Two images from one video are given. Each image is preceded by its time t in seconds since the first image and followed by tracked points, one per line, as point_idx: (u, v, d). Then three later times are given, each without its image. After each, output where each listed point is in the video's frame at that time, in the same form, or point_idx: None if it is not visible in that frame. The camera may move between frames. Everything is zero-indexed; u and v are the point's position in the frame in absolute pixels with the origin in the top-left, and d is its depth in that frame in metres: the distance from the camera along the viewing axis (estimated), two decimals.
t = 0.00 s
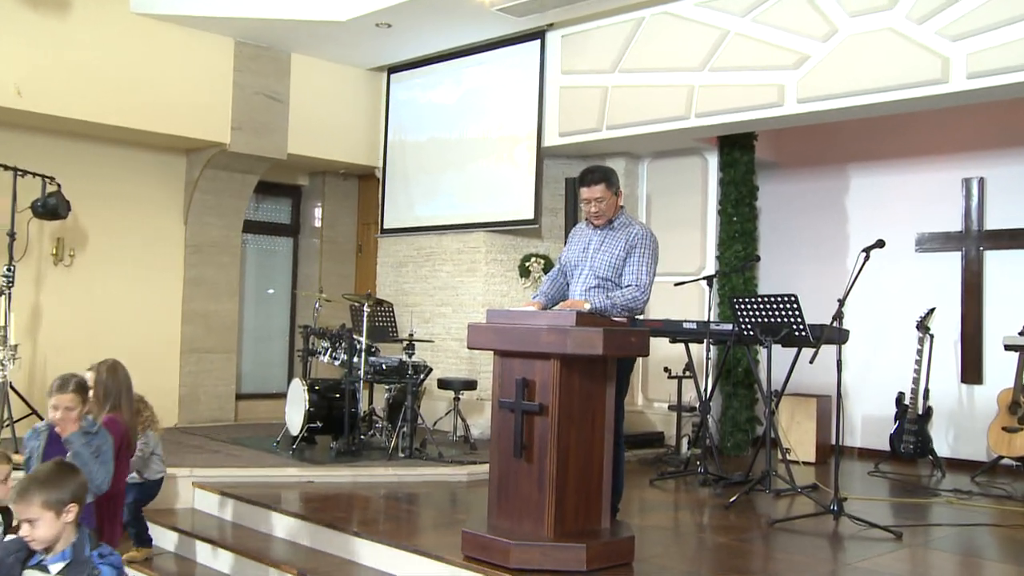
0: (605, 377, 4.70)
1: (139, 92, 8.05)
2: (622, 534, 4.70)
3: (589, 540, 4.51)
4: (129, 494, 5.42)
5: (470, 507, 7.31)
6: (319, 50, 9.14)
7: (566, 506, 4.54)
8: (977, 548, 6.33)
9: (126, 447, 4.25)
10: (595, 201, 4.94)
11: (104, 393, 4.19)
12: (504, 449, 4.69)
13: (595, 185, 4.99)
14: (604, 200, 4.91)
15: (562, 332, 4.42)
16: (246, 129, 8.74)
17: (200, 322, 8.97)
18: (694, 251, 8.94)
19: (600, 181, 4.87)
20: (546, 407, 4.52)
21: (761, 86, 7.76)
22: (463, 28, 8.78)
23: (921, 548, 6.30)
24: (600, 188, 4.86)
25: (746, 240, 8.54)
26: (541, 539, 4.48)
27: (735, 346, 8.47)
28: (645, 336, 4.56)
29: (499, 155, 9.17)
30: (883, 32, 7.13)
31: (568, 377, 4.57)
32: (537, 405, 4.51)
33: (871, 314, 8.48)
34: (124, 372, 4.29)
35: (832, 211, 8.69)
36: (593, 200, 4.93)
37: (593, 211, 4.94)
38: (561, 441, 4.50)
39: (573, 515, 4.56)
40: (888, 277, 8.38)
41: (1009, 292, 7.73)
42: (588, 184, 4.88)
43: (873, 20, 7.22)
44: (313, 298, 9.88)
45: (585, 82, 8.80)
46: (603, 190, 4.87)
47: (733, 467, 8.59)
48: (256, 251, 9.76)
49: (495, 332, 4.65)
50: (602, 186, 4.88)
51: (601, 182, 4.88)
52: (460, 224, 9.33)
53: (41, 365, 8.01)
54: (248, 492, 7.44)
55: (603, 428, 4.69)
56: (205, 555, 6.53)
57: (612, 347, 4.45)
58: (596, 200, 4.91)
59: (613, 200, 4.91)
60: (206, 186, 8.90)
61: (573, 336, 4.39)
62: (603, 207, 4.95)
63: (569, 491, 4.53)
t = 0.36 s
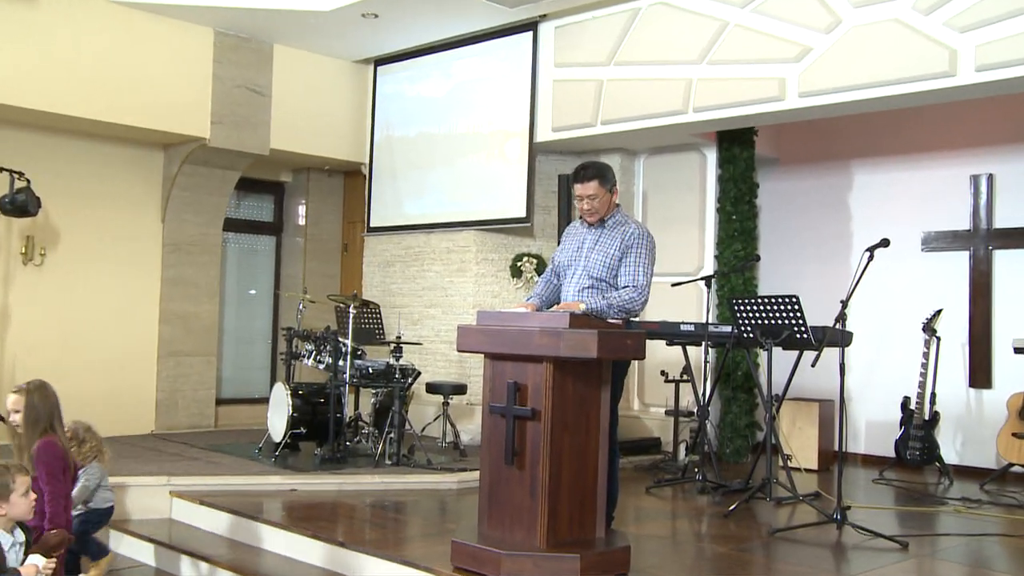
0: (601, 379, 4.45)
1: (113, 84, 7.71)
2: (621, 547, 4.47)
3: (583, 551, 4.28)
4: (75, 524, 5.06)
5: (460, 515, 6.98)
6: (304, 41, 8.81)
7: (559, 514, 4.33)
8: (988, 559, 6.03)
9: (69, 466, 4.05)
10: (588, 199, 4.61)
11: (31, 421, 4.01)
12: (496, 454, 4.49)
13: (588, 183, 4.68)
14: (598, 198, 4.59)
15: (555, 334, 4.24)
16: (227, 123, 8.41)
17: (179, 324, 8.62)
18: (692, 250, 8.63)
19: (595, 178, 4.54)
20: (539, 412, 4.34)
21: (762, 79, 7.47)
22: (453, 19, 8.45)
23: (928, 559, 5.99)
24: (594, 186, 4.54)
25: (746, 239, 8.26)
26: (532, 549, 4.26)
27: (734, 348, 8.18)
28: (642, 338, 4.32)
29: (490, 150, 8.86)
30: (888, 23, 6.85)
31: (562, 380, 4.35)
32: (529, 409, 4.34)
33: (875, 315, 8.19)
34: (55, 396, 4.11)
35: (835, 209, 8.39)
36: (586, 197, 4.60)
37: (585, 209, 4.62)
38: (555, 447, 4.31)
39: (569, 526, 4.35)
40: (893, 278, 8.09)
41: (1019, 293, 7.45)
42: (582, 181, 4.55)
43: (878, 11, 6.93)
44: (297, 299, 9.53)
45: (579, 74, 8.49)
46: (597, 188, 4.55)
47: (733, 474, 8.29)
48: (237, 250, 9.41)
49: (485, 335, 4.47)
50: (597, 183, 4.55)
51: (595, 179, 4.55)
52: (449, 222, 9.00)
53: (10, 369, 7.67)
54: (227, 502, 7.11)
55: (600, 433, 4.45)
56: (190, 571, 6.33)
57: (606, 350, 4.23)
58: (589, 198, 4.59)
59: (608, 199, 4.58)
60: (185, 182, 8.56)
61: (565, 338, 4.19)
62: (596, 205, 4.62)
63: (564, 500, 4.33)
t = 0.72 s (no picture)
0: (592, 382, 4.27)
1: (80, 74, 7.34)
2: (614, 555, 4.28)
3: (577, 561, 4.08)
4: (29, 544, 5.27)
5: (446, 525, 6.62)
6: (282, 30, 8.44)
7: (551, 523, 4.13)
8: (1002, 571, 5.71)
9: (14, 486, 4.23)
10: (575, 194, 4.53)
11: None
12: (483, 461, 4.27)
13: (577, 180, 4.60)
14: (585, 193, 4.49)
15: (547, 336, 4.05)
16: (202, 115, 8.03)
17: (151, 326, 8.24)
18: (688, 248, 8.28)
19: (581, 170, 4.46)
20: (528, 417, 4.14)
21: (761, 69, 7.14)
22: (438, 7, 8.09)
23: (939, 571, 5.66)
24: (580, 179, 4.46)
25: (745, 236, 7.93)
26: (523, 560, 4.05)
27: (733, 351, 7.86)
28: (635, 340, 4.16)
29: (478, 144, 8.50)
30: (894, 10, 6.53)
31: (553, 383, 4.16)
32: (519, 414, 4.13)
33: (879, 316, 7.86)
34: None
35: (837, 205, 8.05)
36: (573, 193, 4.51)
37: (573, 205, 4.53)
38: (545, 454, 4.12)
39: (560, 535, 4.17)
40: (897, 277, 7.76)
41: None
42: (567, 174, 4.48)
43: None
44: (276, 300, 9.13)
45: (571, 65, 8.14)
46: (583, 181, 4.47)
47: (731, 482, 7.94)
48: (213, 248, 9.03)
49: (471, 335, 4.25)
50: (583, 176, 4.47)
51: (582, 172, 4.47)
52: (435, 219, 8.64)
53: None
54: (200, 512, 6.73)
55: (591, 438, 4.27)
56: None
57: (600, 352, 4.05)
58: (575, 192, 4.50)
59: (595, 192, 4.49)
60: (157, 177, 8.18)
61: (557, 340, 4.00)
62: (583, 200, 4.53)
63: (554, 507, 4.14)
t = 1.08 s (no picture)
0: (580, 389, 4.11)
1: (35, 59, 6.85)
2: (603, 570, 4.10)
3: None
4: None
5: (428, 539, 6.17)
6: (255, 14, 7.97)
7: (539, 535, 3.95)
8: None
9: None
10: (564, 185, 4.33)
11: None
12: (468, 470, 4.10)
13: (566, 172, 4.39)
14: (574, 183, 4.31)
15: (534, 338, 3.89)
16: (168, 104, 7.56)
17: (113, 328, 7.75)
18: (684, 246, 7.82)
19: (570, 159, 4.29)
20: (515, 424, 3.97)
21: (761, 56, 6.72)
22: None
23: None
24: (569, 167, 4.28)
25: (743, 233, 7.52)
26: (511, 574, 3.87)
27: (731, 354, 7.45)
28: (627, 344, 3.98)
29: (462, 135, 8.04)
30: None
31: (541, 390, 4.00)
32: (505, 422, 3.97)
33: (886, 317, 7.44)
34: None
35: (841, 201, 7.62)
36: (561, 183, 4.32)
37: (560, 197, 4.32)
38: (532, 463, 3.95)
39: (548, 547, 3.99)
40: (905, 276, 7.35)
41: None
42: (556, 163, 4.31)
43: None
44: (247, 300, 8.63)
45: (561, 52, 7.69)
46: (572, 170, 4.28)
47: (730, 493, 7.50)
48: (179, 245, 8.53)
49: (454, 338, 4.08)
50: (573, 165, 4.29)
51: (571, 161, 4.30)
52: (416, 215, 8.18)
53: None
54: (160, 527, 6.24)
55: (579, 447, 4.10)
56: None
57: (590, 356, 3.87)
58: (563, 181, 4.30)
59: (584, 182, 4.29)
60: (120, 170, 7.70)
61: (545, 344, 3.83)
62: (571, 191, 4.32)
63: (543, 519, 3.98)
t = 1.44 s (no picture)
0: (570, 396, 3.77)
1: None
2: None
3: None
4: None
5: (405, 557, 5.68)
6: None
7: (523, 556, 3.61)
8: None
9: None
10: (558, 177, 3.94)
11: None
12: (447, 484, 3.73)
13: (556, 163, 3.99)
14: (569, 175, 3.92)
15: (518, 342, 3.54)
16: (126, 91, 7.07)
17: (66, 332, 7.23)
18: (678, 244, 7.35)
19: (566, 149, 3.91)
20: (499, 434, 3.62)
21: (761, 42, 6.28)
22: None
23: None
24: (564, 157, 3.90)
25: (741, 230, 7.07)
26: None
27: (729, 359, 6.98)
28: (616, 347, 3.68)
29: (442, 126, 7.57)
30: None
31: (527, 397, 3.64)
32: (487, 431, 3.61)
33: (893, 320, 7.00)
34: None
35: (844, 197, 7.18)
36: (555, 175, 3.93)
37: (554, 190, 3.93)
38: (516, 474, 3.60)
39: (534, 570, 3.64)
40: (913, 277, 6.90)
41: None
42: (550, 153, 3.92)
43: None
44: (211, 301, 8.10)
45: (548, 38, 7.23)
46: (568, 160, 3.90)
47: (727, 506, 7.05)
48: (139, 242, 7.99)
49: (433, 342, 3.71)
50: (569, 156, 3.91)
51: (567, 152, 3.92)
52: (393, 211, 7.70)
53: None
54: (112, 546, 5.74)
55: (568, 460, 3.75)
56: None
57: (579, 361, 3.54)
58: (558, 173, 3.92)
59: (580, 175, 3.92)
60: (73, 162, 7.19)
61: (529, 348, 3.51)
62: (566, 184, 3.93)
63: (528, 539, 3.62)
